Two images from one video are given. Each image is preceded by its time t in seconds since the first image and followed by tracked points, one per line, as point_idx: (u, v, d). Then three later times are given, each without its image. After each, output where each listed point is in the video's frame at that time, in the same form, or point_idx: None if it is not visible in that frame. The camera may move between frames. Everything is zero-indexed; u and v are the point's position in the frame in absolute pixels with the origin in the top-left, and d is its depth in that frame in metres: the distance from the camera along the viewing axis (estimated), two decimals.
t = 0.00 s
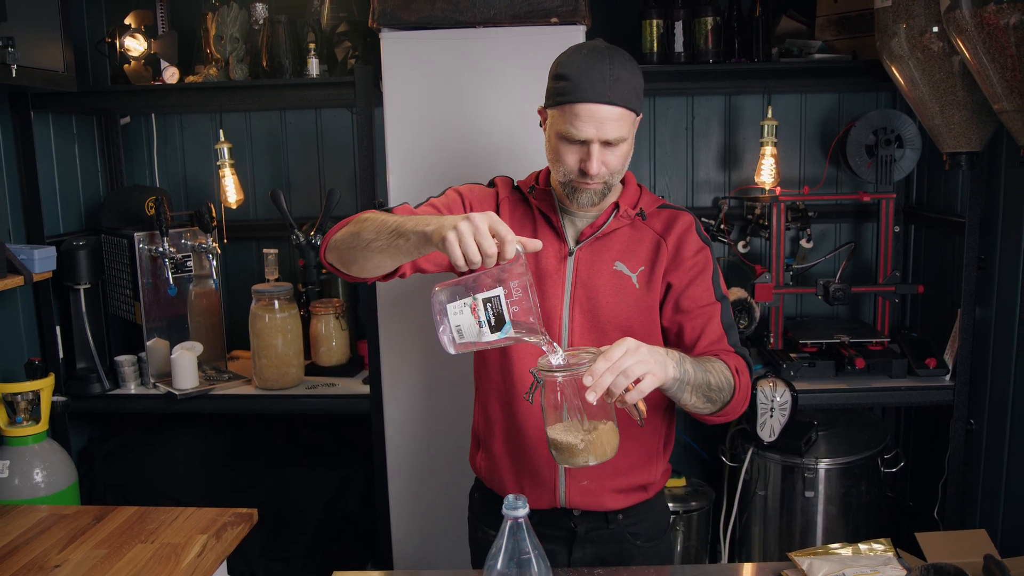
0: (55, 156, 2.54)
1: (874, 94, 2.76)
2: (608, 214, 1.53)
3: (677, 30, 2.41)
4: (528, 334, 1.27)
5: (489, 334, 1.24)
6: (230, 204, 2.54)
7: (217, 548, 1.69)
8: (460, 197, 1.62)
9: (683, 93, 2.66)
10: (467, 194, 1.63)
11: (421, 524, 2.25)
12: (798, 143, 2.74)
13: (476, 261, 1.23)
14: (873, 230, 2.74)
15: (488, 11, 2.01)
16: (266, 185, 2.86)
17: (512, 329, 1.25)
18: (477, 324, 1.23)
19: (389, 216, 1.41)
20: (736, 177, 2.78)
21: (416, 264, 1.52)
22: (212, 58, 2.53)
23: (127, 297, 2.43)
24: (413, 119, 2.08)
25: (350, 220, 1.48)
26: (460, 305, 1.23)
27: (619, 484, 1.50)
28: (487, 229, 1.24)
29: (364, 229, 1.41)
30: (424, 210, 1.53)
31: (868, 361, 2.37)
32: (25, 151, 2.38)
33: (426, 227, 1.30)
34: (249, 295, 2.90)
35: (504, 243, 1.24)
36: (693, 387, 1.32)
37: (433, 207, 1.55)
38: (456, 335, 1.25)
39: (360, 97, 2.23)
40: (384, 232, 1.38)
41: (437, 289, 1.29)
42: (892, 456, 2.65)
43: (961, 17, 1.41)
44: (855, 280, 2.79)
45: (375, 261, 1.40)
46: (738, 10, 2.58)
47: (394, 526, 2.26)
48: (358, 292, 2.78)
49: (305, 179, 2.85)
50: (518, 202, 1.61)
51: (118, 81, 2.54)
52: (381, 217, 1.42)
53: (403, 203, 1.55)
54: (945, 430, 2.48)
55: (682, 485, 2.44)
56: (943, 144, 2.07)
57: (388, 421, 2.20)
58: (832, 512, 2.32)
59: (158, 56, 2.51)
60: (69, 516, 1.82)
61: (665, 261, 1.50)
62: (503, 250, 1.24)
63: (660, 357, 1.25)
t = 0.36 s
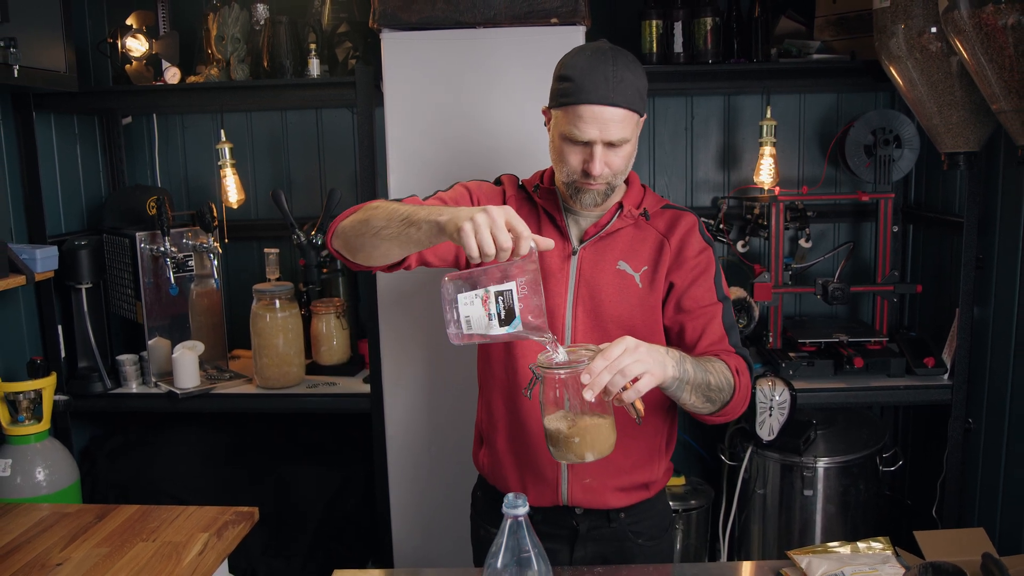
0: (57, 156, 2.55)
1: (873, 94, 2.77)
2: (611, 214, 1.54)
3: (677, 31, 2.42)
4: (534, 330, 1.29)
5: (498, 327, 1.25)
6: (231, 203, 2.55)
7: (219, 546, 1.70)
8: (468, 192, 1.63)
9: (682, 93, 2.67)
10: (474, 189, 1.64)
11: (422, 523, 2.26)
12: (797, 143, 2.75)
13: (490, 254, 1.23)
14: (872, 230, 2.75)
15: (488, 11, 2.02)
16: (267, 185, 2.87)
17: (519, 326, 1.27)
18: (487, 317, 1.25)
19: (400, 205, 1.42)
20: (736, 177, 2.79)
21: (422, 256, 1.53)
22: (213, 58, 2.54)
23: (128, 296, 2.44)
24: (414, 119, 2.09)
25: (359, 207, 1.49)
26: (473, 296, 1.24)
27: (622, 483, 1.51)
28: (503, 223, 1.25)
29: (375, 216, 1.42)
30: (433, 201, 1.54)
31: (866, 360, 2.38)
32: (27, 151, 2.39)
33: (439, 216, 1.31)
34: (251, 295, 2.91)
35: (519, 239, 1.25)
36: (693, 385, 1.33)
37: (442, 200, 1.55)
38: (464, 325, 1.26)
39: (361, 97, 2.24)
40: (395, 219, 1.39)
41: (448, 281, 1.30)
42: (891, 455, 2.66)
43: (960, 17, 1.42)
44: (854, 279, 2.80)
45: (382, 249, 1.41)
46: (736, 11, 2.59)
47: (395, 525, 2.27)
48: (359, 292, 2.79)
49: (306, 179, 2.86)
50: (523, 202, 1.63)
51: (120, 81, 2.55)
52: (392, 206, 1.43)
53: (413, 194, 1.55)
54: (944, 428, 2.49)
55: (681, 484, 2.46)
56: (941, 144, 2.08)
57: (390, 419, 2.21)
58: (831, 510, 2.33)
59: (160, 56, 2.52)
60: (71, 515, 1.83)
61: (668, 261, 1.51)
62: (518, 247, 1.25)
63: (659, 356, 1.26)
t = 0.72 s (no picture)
0: (59, 156, 2.56)
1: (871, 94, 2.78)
2: (613, 213, 1.55)
3: (676, 31, 2.43)
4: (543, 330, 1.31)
5: (511, 320, 1.27)
6: (232, 203, 2.56)
7: (220, 544, 1.71)
8: (478, 185, 1.63)
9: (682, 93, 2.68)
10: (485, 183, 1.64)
11: (422, 522, 2.27)
12: (796, 143, 2.76)
13: (516, 244, 1.24)
14: (871, 229, 2.76)
15: (488, 11, 2.03)
16: (268, 184, 2.88)
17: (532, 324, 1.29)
18: (503, 307, 1.26)
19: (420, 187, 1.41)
20: (735, 177, 2.80)
21: (431, 245, 1.52)
22: (214, 59, 2.55)
23: (130, 296, 2.45)
24: (416, 118, 2.10)
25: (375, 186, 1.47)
26: (492, 284, 1.26)
27: (623, 479, 1.52)
28: (533, 218, 1.25)
29: (394, 196, 1.40)
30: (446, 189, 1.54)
31: (865, 359, 2.39)
32: (29, 152, 2.40)
33: (464, 201, 1.31)
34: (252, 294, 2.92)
35: (545, 237, 1.26)
36: (692, 380, 1.34)
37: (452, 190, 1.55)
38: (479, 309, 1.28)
39: (361, 97, 2.25)
40: (416, 201, 1.38)
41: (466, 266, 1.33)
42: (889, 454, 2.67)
43: (957, 18, 1.43)
44: (853, 279, 2.81)
45: (399, 230, 1.39)
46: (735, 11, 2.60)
47: (396, 524, 2.28)
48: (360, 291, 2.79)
49: (307, 179, 2.87)
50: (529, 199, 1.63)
51: (121, 82, 2.56)
52: (411, 188, 1.42)
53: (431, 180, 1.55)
54: (942, 427, 2.50)
55: (681, 483, 2.47)
56: (939, 144, 2.09)
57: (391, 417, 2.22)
58: (829, 509, 2.34)
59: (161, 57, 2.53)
60: (72, 514, 1.84)
61: (669, 259, 1.52)
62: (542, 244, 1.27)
63: (659, 349, 1.27)
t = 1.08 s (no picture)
0: (61, 155, 2.57)
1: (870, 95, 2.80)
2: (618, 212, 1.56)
3: (675, 32, 2.43)
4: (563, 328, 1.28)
5: (552, 308, 1.21)
6: (233, 203, 2.57)
7: (222, 542, 1.71)
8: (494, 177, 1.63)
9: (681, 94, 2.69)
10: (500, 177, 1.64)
11: (423, 520, 2.28)
12: (795, 143, 2.77)
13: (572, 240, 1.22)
14: (869, 229, 2.77)
15: (488, 12, 2.04)
16: (270, 184, 2.89)
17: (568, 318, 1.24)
18: (551, 294, 1.20)
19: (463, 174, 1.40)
20: (734, 176, 2.81)
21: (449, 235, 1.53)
22: (215, 59, 2.56)
23: (132, 296, 2.46)
24: (416, 119, 2.11)
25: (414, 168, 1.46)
26: (548, 268, 1.21)
27: (623, 475, 1.53)
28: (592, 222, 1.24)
29: (436, 176, 1.39)
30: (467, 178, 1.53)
31: (863, 358, 2.40)
32: (31, 152, 2.41)
33: (513, 187, 1.30)
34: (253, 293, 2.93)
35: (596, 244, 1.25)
36: (692, 380, 1.35)
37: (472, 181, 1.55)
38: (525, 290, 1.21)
39: (362, 97, 2.26)
40: (460, 183, 1.37)
41: (515, 244, 1.29)
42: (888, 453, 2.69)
43: (956, 18, 1.43)
44: (851, 278, 2.82)
45: (438, 209, 1.34)
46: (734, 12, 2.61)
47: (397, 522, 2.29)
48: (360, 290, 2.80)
49: (308, 179, 2.88)
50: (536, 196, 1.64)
51: (123, 82, 2.56)
52: (452, 174, 1.41)
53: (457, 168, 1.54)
54: (939, 426, 2.52)
55: (681, 481, 2.48)
56: (937, 145, 2.09)
57: (393, 415, 2.23)
58: (828, 508, 2.35)
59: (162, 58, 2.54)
60: (74, 512, 1.85)
61: (671, 259, 1.53)
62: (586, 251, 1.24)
63: (660, 347, 1.28)
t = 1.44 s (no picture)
0: (62, 156, 2.58)
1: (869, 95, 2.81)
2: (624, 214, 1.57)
3: (675, 32, 2.44)
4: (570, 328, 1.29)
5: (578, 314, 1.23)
6: (234, 203, 2.58)
7: (225, 540, 1.72)
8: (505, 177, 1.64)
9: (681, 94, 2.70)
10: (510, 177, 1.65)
11: (423, 518, 2.29)
12: (794, 143, 2.78)
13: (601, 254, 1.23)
14: (868, 228, 2.78)
15: (488, 12, 2.05)
16: (270, 183, 2.90)
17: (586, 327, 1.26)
18: (582, 300, 1.22)
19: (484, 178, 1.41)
20: (733, 176, 2.83)
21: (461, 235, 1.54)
22: (216, 60, 2.57)
23: (134, 295, 2.47)
24: (417, 119, 2.12)
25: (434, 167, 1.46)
26: (582, 276, 1.23)
27: (624, 474, 1.54)
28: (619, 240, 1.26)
29: (459, 179, 1.39)
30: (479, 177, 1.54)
31: (862, 357, 2.40)
32: (33, 153, 2.42)
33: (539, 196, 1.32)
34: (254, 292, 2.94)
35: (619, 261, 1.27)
36: (695, 381, 1.36)
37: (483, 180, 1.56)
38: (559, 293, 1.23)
39: (362, 97, 2.27)
40: (483, 188, 1.37)
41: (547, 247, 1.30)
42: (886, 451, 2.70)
43: (953, 19, 1.43)
44: (850, 278, 2.83)
45: (461, 212, 1.35)
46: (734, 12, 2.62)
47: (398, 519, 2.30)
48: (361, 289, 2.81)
49: (308, 178, 2.89)
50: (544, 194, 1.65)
51: (124, 82, 2.57)
52: (474, 177, 1.41)
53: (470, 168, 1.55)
54: (937, 425, 2.53)
55: (680, 480, 2.49)
56: (935, 145, 2.10)
57: (394, 414, 2.25)
58: (827, 506, 2.36)
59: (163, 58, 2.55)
60: (75, 511, 1.85)
61: (676, 261, 1.54)
62: (604, 266, 1.25)
63: (665, 348, 1.29)
